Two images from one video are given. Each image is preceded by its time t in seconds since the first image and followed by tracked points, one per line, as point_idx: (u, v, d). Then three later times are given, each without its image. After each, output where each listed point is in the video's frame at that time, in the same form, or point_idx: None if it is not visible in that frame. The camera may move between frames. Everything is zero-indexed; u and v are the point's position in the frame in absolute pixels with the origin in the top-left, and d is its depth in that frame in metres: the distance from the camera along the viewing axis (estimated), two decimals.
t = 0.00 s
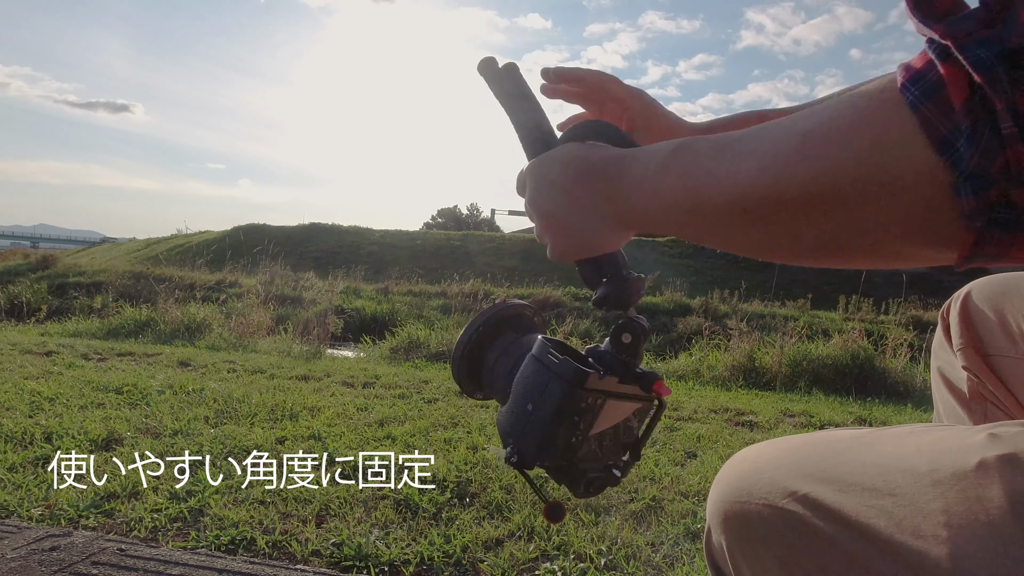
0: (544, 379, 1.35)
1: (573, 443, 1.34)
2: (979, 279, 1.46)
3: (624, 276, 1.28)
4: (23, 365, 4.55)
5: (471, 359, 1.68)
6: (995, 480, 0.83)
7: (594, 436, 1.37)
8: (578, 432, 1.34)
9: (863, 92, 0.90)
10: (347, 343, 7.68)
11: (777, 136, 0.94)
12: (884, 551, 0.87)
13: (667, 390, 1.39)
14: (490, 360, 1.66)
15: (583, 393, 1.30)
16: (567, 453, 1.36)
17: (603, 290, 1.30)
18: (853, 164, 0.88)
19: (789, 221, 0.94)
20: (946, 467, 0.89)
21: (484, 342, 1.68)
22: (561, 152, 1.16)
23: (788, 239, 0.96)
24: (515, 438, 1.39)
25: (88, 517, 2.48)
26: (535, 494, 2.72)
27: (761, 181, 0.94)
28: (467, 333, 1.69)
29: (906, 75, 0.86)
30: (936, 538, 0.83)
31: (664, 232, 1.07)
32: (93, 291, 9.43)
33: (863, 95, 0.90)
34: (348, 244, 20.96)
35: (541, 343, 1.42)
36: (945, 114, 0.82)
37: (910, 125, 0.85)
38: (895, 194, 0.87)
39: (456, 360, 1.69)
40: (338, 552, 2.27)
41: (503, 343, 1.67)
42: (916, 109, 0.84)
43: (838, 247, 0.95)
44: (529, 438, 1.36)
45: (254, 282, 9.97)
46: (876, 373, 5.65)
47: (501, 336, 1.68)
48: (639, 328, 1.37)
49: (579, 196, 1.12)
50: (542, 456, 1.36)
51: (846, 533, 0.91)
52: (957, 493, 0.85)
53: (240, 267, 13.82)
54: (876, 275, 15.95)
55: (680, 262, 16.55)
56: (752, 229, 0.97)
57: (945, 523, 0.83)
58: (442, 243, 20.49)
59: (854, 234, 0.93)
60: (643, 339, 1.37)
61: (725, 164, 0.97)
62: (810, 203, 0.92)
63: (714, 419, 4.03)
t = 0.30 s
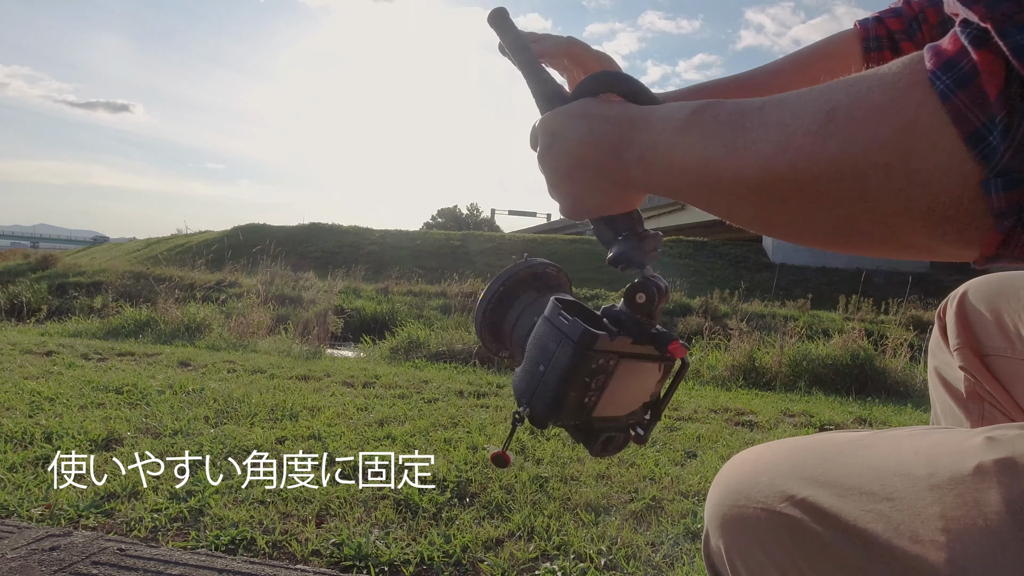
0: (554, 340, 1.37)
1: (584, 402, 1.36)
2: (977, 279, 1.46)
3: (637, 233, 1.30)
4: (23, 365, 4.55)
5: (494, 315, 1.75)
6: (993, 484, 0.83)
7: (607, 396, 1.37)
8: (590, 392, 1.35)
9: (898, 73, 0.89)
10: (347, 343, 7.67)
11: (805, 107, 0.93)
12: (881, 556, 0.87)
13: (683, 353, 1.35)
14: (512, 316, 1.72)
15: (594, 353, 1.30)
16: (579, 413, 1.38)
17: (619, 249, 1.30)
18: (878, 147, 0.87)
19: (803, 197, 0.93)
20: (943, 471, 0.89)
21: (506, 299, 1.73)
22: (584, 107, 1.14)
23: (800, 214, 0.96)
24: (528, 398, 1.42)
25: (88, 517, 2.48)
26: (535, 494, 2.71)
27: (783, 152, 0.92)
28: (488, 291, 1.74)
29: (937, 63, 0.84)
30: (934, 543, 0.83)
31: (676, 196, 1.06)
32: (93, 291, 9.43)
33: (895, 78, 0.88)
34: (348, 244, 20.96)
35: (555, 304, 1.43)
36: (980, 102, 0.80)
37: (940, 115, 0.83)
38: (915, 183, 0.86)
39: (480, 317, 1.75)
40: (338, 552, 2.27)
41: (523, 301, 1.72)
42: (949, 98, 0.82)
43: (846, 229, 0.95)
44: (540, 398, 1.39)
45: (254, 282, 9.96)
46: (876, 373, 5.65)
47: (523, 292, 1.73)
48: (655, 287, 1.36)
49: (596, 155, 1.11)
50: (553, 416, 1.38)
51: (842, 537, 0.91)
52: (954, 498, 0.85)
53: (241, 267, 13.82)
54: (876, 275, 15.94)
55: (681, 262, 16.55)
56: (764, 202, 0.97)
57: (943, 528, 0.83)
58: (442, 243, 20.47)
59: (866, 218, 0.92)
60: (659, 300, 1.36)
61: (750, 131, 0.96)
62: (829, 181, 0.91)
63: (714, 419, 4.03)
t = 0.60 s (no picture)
0: (531, 337, 1.37)
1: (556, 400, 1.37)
2: (974, 279, 1.46)
3: (627, 238, 1.31)
4: (23, 365, 4.55)
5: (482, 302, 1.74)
6: (990, 487, 0.83)
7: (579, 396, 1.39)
8: (562, 393, 1.37)
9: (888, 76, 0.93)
10: (347, 343, 7.67)
11: (802, 110, 0.96)
12: (879, 558, 0.87)
13: (657, 360, 1.40)
14: (499, 306, 1.72)
15: (570, 354, 1.32)
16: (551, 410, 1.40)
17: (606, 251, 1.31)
18: (873, 148, 0.91)
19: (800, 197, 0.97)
20: (941, 474, 0.89)
21: (496, 288, 1.73)
22: (583, 107, 1.16)
23: (794, 214, 0.99)
24: (502, 390, 1.43)
25: (88, 517, 2.48)
26: (536, 494, 2.72)
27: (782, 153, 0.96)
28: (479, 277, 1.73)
29: (928, 66, 0.87)
30: (933, 545, 0.83)
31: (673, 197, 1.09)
32: (93, 291, 9.42)
33: (887, 80, 0.92)
34: (348, 244, 20.95)
35: (536, 300, 1.43)
36: (971, 106, 0.84)
37: (929, 117, 0.87)
38: (908, 183, 0.90)
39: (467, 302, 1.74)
40: (338, 552, 2.27)
41: (511, 293, 1.72)
42: (939, 102, 0.86)
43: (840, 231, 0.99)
44: (513, 392, 1.40)
45: (254, 281, 9.96)
46: (876, 373, 5.64)
47: (509, 286, 1.73)
48: (636, 293, 1.34)
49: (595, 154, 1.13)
50: (524, 410, 1.39)
51: (841, 540, 0.91)
52: (952, 500, 0.85)
53: (240, 267, 13.81)
54: (876, 275, 15.93)
55: (681, 262, 16.55)
56: (761, 202, 1.00)
57: (941, 531, 0.83)
58: (442, 243, 20.46)
59: (858, 219, 0.96)
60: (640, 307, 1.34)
61: (747, 132, 0.99)
62: (825, 181, 0.94)
63: (714, 419, 4.03)
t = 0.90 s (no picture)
0: (522, 357, 1.36)
1: (549, 420, 1.36)
2: (975, 279, 1.46)
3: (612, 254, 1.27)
4: (23, 365, 4.55)
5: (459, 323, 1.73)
6: (991, 486, 0.83)
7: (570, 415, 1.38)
8: (552, 413, 1.36)
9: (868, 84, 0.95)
10: (347, 343, 7.67)
11: (784, 121, 0.98)
12: (880, 557, 0.87)
13: (647, 374, 1.40)
14: (476, 327, 1.72)
15: (561, 374, 1.31)
16: (541, 432, 1.38)
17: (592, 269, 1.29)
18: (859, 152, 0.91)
19: (789, 205, 0.97)
20: (942, 473, 0.89)
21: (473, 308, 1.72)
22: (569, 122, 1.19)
23: (786, 224, 0.99)
24: (491, 413, 1.40)
25: (88, 517, 2.48)
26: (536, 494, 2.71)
27: (766, 161, 0.97)
28: (455, 299, 1.72)
29: (913, 70, 0.89)
30: (933, 544, 0.83)
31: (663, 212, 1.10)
32: (94, 291, 9.43)
33: (868, 87, 0.93)
34: (348, 244, 20.96)
35: (523, 320, 1.42)
36: (955, 108, 0.85)
37: (914, 118, 0.89)
38: (897, 185, 0.91)
39: (446, 321, 1.74)
40: (338, 552, 2.27)
41: (488, 312, 1.71)
42: (923, 104, 0.87)
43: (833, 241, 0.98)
44: (503, 415, 1.37)
45: (254, 281, 9.96)
46: (876, 373, 5.65)
47: (488, 303, 1.73)
48: (623, 307, 1.38)
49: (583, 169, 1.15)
50: (516, 433, 1.37)
51: (842, 539, 0.91)
52: (953, 500, 0.85)
53: (240, 267, 13.82)
54: (876, 275, 15.94)
55: (681, 262, 16.55)
56: (751, 212, 1.00)
57: (941, 530, 0.83)
58: (442, 243, 20.47)
59: (849, 226, 0.96)
60: (626, 320, 1.38)
61: (731, 144, 1.01)
62: (812, 187, 0.95)
63: (714, 419, 4.03)
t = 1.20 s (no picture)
0: (534, 372, 1.33)
1: (566, 438, 1.32)
2: (972, 280, 1.47)
3: (628, 262, 1.25)
4: (23, 365, 4.55)
5: (477, 350, 1.72)
6: (992, 488, 0.83)
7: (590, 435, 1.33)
8: (570, 431, 1.32)
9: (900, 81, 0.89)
10: (347, 343, 7.67)
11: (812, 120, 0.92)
12: (880, 558, 0.87)
13: (672, 387, 1.37)
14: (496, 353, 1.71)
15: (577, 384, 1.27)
16: (559, 454, 1.34)
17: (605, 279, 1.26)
18: (893, 155, 0.86)
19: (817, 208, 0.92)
20: (942, 474, 0.89)
21: (492, 334, 1.71)
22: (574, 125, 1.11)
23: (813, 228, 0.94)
24: (505, 435, 1.37)
25: (88, 518, 2.48)
26: (536, 494, 2.72)
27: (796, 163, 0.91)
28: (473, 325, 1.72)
29: (948, 69, 0.84)
30: (933, 546, 0.82)
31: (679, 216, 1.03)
32: (93, 291, 9.43)
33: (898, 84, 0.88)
34: (348, 244, 20.95)
35: (535, 337, 1.39)
36: (1000, 112, 0.80)
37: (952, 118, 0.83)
38: (933, 190, 0.86)
39: (465, 355, 1.72)
40: (338, 552, 2.27)
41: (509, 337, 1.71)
42: (966, 106, 0.82)
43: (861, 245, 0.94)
44: (518, 434, 1.34)
45: (254, 281, 9.96)
46: (876, 373, 5.65)
47: (507, 330, 1.73)
48: (642, 319, 1.35)
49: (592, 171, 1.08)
50: (532, 453, 1.33)
51: (842, 540, 0.91)
52: (953, 501, 0.85)
53: (240, 267, 13.82)
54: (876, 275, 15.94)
55: (681, 262, 16.55)
56: (774, 216, 0.95)
57: (941, 531, 0.83)
58: (442, 243, 20.47)
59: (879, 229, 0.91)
60: (645, 331, 1.35)
61: (755, 144, 0.94)
62: (842, 190, 0.89)
63: (714, 419, 4.03)
